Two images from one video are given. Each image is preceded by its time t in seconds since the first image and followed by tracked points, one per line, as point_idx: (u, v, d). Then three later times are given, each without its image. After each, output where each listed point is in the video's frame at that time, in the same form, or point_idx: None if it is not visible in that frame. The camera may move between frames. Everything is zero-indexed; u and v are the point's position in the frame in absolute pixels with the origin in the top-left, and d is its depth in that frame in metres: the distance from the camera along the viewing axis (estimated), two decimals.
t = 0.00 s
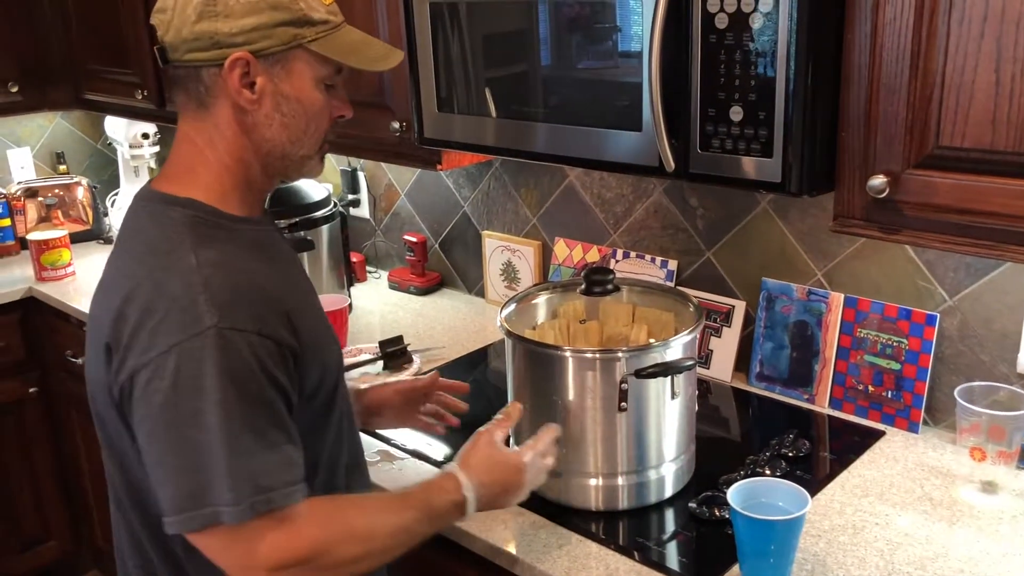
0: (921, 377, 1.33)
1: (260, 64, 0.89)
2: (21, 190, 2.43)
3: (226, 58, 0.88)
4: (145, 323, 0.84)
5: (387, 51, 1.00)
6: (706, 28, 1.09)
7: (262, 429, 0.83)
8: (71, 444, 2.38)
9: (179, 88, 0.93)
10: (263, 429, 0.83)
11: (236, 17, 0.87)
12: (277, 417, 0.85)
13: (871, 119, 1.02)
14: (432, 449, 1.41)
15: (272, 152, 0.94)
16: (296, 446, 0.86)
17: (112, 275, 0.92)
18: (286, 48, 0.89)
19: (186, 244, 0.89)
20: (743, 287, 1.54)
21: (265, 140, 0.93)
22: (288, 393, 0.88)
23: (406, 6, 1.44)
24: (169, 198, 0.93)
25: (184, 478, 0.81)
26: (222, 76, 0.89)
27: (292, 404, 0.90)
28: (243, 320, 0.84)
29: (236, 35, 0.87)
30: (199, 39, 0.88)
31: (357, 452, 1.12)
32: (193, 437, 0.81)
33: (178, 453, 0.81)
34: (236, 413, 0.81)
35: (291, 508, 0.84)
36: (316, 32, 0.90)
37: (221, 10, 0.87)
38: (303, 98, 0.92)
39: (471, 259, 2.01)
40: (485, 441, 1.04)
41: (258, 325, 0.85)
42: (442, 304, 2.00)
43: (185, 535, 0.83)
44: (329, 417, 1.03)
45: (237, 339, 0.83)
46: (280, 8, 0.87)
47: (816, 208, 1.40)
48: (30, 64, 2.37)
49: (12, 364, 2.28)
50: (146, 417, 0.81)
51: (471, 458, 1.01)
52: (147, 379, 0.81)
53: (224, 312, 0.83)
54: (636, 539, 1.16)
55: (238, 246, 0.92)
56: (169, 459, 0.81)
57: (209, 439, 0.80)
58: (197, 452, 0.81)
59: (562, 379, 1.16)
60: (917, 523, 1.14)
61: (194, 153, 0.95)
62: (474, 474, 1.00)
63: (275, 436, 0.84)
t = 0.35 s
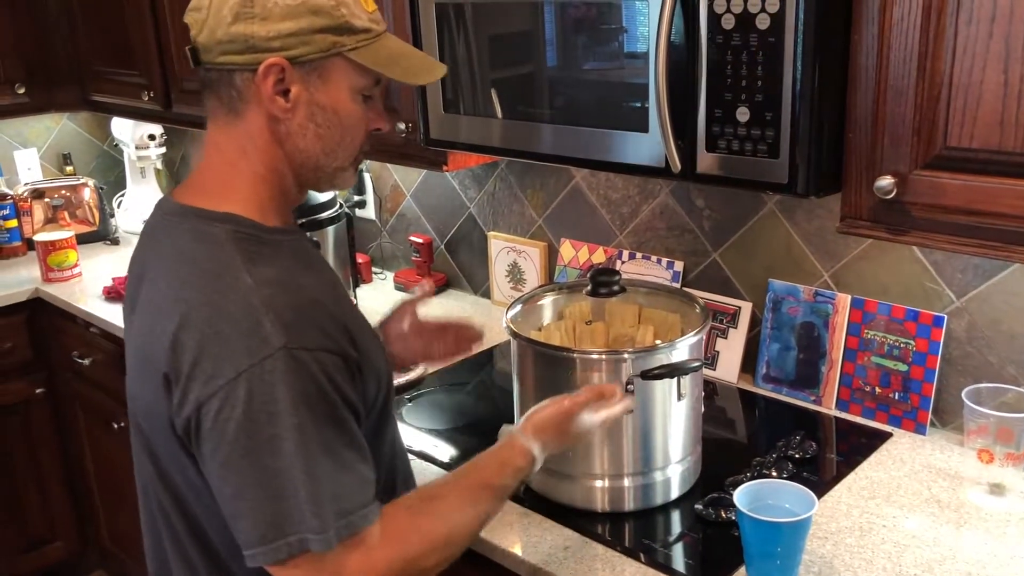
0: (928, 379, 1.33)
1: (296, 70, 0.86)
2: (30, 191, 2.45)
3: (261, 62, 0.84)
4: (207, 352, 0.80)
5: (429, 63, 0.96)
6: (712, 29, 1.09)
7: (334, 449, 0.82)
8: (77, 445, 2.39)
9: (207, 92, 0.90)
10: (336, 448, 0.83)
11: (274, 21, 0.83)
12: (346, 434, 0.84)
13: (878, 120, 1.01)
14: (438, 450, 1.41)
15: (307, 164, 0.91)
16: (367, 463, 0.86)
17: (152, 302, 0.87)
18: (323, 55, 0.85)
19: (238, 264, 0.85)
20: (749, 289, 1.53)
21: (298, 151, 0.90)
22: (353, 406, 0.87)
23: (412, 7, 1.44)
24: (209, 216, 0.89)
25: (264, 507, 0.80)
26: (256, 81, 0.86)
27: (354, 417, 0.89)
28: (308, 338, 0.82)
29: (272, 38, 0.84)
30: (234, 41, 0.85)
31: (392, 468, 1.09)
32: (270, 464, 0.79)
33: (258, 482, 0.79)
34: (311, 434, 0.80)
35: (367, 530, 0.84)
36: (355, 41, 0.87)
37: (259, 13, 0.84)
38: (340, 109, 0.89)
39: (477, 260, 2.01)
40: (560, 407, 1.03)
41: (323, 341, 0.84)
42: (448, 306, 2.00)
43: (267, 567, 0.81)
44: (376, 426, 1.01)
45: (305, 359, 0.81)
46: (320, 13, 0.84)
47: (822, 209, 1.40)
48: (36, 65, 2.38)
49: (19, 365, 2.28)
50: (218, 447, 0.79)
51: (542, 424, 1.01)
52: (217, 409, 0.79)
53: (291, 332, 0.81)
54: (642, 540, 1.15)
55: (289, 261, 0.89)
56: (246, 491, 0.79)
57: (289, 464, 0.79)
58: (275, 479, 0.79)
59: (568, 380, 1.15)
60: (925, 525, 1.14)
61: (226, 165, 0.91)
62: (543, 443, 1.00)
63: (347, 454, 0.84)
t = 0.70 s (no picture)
0: (928, 380, 1.33)
1: (333, 74, 0.81)
2: (29, 191, 2.45)
3: (297, 67, 0.80)
4: (239, 369, 0.76)
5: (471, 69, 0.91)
6: (712, 30, 1.09)
7: (362, 480, 0.77)
8: (77, 445, 2.39)
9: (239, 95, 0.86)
10: (365, 481, 0.78)
11: (311, 23, 0.79)
12: (378, 466, 0.79)
13: (878, 120, 1.01)
14: (437, 450, 1.41)
15: (346, 173, 0.87)
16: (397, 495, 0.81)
17: (182, 312, 0.82)
18: (362, 58, 0.81)
19: (277, 278, 0.79)
20: (749, 290, 1.53)
21: (336, 161, 0.85)
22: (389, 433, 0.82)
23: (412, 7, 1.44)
24: (244, 225, 0.83)
25: (281, 537, 0.75)
26: (292, 86, 0.82)
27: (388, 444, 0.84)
28: (347, 361, 0.77)
29: (309, 41, 0.79)
30: (269, 44, 0.80)
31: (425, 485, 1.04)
32: (293, 492, 0.75)
33: (282, 509, 0.75)
34: (341, 461, 0.76)
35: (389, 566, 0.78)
36: (396, 43, 0.82)
37: (295, 14, 0.80)
38: (379, 114, 0.84)
39: (477, 260, 2.01)
40: (581, 421, 0.94)
41: (364, 366, 0.79)
42: (448, 306, 2.00)
43: None
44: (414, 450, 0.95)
45: (340, 382, 0.76)
46: (359, 15, 0.80)
47: (822, 210, 1.40)
48: (38, 65, 2.38)
49: (19, 364, 2.28)
50: (243, 470, 0.75)
51: (564, 441, 0.93)
52: (246, 429, 0.74)
53: (327, 354, 0.77)
54: (640, 541, 1.15)
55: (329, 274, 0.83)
56: (267, 518, 0.75)
57: (314, 492, 0.75)
58: (299, 507, 0.75)
59: (568, 381, 1.15)
60: (924, 527, 1.14)
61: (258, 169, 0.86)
62: (564, 461, 0.93)
63: (376, 488, 0.79)
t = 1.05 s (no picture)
0: (927, 381, 1.33)
1: (385, 89, 0.80)
2: (29, 191, 2.45)
3: (352, 78, 0.78)
4: (287, 391, 0.74)
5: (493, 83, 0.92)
6: (712, 31, 1.09)
7: (416, 489, 0.78)
8: (77, 445, 2.38)
9: (275, 93, 0.83)
10: (418, 490, 0.78)
11: (370, 34, 0.77)
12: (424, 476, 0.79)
13: (877, 121, 1.01)
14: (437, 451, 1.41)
15: (378, 183, 0.85)
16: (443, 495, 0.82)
17: (207, 333, 0.80)
18: (413, 75, 0.80)
19: (311, 294, 0.78)
20: (749, 291, 1.53)
21: (371, 172, 0.84)
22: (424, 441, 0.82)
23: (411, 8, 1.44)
24: (272, 237, 0.81)
25: (348, 556, 0.74)
26: (343, 96, 0.79)
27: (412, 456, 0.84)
28: (393, 375, 0.77)
29: (368, 53, 0.78)
30: (324, 51, 0.77)
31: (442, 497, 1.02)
32: (360, 509, 0.74)
33: (347, 526, 0.74)
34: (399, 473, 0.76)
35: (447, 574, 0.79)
36: (444, 62, 0.82)
37: (354, 24, 0.77)
38: (419, 131, 0.84)
39: (476, 261, 2.01)
40: (594, 398, 1.01)
41: (407, 378, 0.79)
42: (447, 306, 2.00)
43: None
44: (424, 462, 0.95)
45: (390, 397, 0.76)
46: (417, 31, 0.79)
47: (821, 211, 1.40)
48: (37, 65, 2.38)
49: (18, 365, 2.28)
50: (302, 494, 0.73)
51: (581, 417, 0.99)
52: (301, 453, 0.73)
53: (375, 368, 0.76)
54: (639, 542, 1.15)
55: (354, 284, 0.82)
56: (336, 538, 0.74)
57: (378, 506, 0.75)
58: (364, 523, 0.74)
59: (567, 381, 1.15)
60: (924, 527, 1.14)
61: (284, 177, 0.83)
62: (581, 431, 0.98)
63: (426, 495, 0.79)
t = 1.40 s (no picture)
0: (927, 382, 1.33)
1: (421, 93, 0.84)
2: (31, 194, 2.46)
3: (397, 80, 0.82)
4: (273, 355, 0.77)
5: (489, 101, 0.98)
6: (712, 33, 1.09)
7: (369, 485, 0.78)
8: (78, 446, 2.39)
9: (309, 89, 0.84)
10: (372, 485, 0.78)
11: (415, 41, 0.82)
12: (385, 472, 0.79)
13: (877, 123, 1.02)
14: (438, 452, 1.41)
15: (399, 180, 0.88)
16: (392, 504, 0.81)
17: (217, 295, 0.84)
18: (445, 83, 0.85)
19: (315, 276, 0.81)
20: (750, 292, 1.54)
21: (395, 168, 0.87)
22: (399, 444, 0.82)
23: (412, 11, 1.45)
24: (288, 221, 0.85)
25: (280, 526, 0.75)
26: (386, 96, 0.82)
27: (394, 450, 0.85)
28: (375, 364, 0.79)
29: (413, 59, 0.82)
30: (374, 53, 0.81)
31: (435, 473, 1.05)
32: (302, 484, 0.75)
33: (286, 498, 0.75)
34: (351, 465, 0.76)
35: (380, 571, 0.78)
36: (468, 74, 0.88)
37: (402, 31, 0.81)
38: (441, 135, 0.89)
39: (477, 262, 2.01)
40: (555, 465, 0.98)
41: (389, 371, 0.80)
42: (448, 308, 2.00)
43: None
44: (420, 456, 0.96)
45: (367, 385, 0.78)
46: (453, 44, 0.84)
47: (822, 212, 1.40)
48: (39, 67, 2.39)
49: (20, 366, 2.29)
50: (258, 455, 0.75)
51: (540, 480, 0.97)
52: (268, 412, 0.75)
53: (358, 354, 0.78)
54: (640, 542, 1.15)
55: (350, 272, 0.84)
56: (273, 505, 0.75)
57: (321, 487, 0.75)
58: (304, 499, 0.75)
59: (568, 382, 1.16)
60: (924, 528, 1.14)
61: (312, 167, 0.86)
62: (537, 498, 0.95)
63: (380, 493, 0.79)
